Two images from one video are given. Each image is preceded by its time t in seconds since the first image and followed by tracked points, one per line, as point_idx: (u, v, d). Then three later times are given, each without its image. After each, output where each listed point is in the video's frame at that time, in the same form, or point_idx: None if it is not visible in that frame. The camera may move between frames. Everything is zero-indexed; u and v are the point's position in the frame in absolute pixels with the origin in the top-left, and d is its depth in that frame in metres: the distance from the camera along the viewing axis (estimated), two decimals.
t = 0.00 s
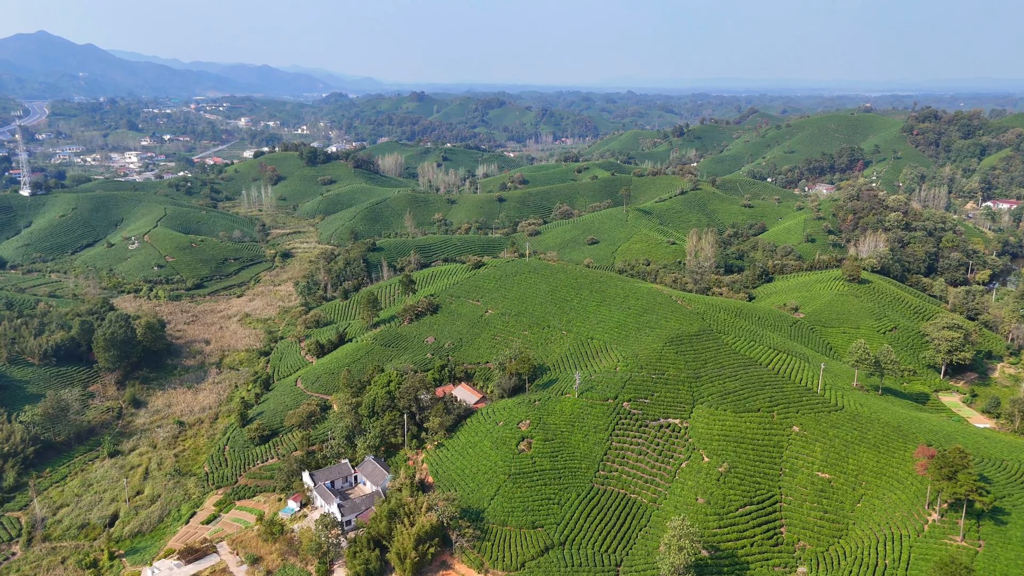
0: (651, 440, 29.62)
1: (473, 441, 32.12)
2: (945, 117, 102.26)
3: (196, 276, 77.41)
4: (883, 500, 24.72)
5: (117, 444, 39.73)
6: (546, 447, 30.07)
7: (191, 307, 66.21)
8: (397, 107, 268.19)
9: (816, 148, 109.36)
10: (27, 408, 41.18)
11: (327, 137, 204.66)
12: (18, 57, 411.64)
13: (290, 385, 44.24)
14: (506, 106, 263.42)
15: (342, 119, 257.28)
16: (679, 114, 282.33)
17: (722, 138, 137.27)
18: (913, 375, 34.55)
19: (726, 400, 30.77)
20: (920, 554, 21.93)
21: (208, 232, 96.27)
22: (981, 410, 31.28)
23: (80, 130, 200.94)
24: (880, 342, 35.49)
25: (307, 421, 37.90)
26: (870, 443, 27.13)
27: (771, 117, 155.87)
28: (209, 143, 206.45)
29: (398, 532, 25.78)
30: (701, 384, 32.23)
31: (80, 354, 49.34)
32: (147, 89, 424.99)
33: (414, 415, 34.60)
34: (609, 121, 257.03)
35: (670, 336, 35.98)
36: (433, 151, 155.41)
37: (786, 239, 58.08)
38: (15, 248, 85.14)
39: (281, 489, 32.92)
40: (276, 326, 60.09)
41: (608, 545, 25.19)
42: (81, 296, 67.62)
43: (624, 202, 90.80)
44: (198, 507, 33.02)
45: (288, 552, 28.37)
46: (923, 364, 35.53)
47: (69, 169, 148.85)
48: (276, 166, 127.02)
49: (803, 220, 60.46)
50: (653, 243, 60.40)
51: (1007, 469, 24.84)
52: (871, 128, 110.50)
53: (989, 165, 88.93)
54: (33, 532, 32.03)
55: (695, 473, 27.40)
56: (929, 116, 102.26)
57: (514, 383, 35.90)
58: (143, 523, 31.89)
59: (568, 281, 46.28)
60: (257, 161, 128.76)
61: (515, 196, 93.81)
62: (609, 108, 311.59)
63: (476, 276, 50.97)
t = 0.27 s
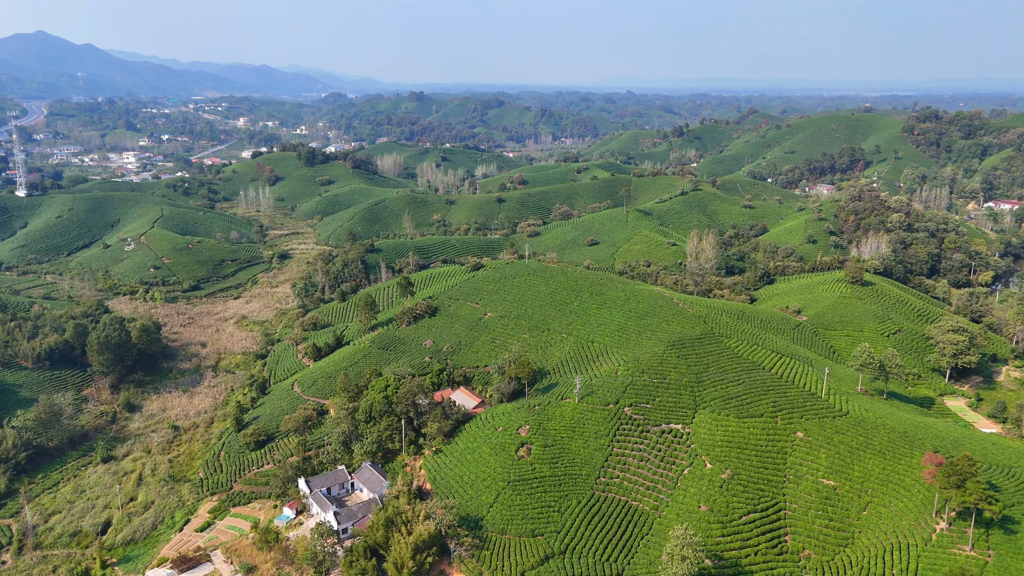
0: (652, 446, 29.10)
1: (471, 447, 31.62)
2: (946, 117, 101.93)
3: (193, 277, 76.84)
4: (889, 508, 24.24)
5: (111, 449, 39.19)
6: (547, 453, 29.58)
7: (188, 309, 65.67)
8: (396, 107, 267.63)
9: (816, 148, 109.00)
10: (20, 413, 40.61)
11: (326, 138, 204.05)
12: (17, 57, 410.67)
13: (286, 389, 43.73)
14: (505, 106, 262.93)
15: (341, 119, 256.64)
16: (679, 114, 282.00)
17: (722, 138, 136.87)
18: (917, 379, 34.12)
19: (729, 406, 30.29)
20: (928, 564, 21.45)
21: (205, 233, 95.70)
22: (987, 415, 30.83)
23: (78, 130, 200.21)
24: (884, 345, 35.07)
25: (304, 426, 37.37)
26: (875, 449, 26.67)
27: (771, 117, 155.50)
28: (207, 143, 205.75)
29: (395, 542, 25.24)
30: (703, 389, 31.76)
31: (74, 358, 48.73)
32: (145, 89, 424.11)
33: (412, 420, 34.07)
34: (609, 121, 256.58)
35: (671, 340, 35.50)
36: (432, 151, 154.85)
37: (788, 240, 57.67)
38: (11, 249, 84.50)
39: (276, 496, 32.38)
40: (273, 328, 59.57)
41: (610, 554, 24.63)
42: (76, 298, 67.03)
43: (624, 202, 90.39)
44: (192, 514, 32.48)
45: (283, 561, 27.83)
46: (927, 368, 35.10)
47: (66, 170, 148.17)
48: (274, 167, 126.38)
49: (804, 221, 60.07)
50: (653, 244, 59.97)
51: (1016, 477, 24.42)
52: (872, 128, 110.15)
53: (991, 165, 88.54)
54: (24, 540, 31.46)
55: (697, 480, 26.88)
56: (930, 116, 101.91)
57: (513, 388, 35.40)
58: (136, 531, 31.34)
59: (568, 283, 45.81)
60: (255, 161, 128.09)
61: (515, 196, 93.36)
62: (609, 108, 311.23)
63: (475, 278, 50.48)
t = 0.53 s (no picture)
0: (654, 452, 28.64)
1: (471, 452, 31.16)
2: (947, 117, 101.57)
3: (190, 279, 76.31)
4: (896, 516, 23.77)
5: (105, 454, 38.69)
6: (547, 459, 29.12)
7: (185, 311, 65.18)
8: (395, 107, 267.15)
9: (817, 149, 108.62)
10: (13, 417, 40.10)
11: (325, 138, 203.52)
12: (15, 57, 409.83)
13: (283, 392, 43.28)
14: (505, 106, 262.47)
15: (340, 119, 256.07)
16: (679, 114, 281.63)
17: (723, 138, 136.47)
18: (923, 383, 33.69)
19: (732, 411, 29.85)
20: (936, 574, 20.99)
21: (203, 234, 95.20)
22: (993, 419, 30.42)
23: (76, 130, 199.55)
24: (889, 349, 34.67)
25: (301, 431, 36.90)
26: (882, 456, 26.22)
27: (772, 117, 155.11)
28: (206, 143, 205.13)
29: (393, 550, 24.77)
30: (706, 393, 31.32)
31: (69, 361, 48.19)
32: (144, 89, 423.37)
33: (410, 425, 33.61)
34: (609, 122, 256.15)
35: (673, 344, 35.05)
36: (431, 151, 154.30)
37: (789, 241, 57.28)
38: (7, 250, 83.94)
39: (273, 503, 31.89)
40: (271, 330, 59.10)
41: (611, 562, 24.12)
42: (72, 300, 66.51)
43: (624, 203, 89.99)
44: (187, 520, 32.00)
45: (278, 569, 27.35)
46: (933, 371, 34.70)
47: (64, 171, 147.61)
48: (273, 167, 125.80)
49: (806, 222, 59.69)
50: (654, 246, 59.54)
51: None
52: (873, 128, 109.75)
53: (993, 166, 88.16)
54: (16, 548, 30.96)
55: (700, 487, 26.41)
56: (931, 117, 101.61)
57: (513, 392, 34.95)
58: (130, 538, 30.85)
59: (568, 285, 45.36)
60: (254, 162, 127.46)
61: (515, 197, 92.92)
62: (609, 108, 310.81)
63: (474, 279, 50.03)
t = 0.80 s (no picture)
0: (657, 458, 28.14)
1: (470, 459, 30.67)
2: (949, 117, 101.17)
3: (187, 280, 75.79)
4: (904, 524, 23.27)
5: (99, 460, 38.17)
6: (547, 466, 28.62)
7: (182, 313, 64.69)
8: (395, 107, 266.65)
9: (818, 149, 108.19)
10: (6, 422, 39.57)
11: (325, 138, 202.96)
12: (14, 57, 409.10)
13: (281, 396, 42.78)
14: (505, 106, 262.01)
15: (340, 119, 255.51)
16: (679, 114, 281.33)
17: (723, 138, 136.04)
18: (928, 387, 33.26)
19: (736, 417, 29.37)
20: None
21: (201, 235, 94.68)
22: (1001, 424, 29.94)
23: (75, 130, 198.91)
24: (894, 353, 34.24)
25: (297, 436, 36.40)
26: (888, 464, 25.75)
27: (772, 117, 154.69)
28: (205, 143, 204.47)
29: (390, 560, 24.26)
30: (709, 399, 30.85)
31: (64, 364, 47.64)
32: (143, 89, 422.58)
33: (408, 431, 33.10)
34: (609, 122, 255.69)
35: (676, 348, 34.58)
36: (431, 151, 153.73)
37: (791, 242, 56.85)
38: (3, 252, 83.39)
39: (269, 510, 31.40)
40: (269, 332, 58.59)
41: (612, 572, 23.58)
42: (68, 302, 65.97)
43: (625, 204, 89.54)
44: (181, 528, 31.49)
45: None
46: (938, 375, 34.28)
47: (62, 171, 147.01)
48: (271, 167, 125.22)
49: (808, 223, 59.27)
50: (655, 247, 59.08)
51: None
52: (874, 128, 109.34)
53: (995, 166, 87.77)
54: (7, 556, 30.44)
55: (704, 494, 25.91)
56: (933, 117, 101.22)
57: (513, 397, 34.46)
58: (123, 546, 30.35)
59: (569, 288, 44.88)
60: (252, 162, 126.86)
61: (514, 197, 92.46)
62: (609, 108, 310.33)
63: (474, 282, 49.55)
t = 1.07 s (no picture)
0: (660, 465, 27.64)
1: (469, 465, 30.17)
2: (951, 118, 100.70)
3: (184, 282, 75.26)
4: (912, 533, 22.81)
5: (93, 465, 37.65)
6: (548, 473, 28.12)
7: (179, 315, 64.19)
8: (395, 107, 266.16)
9: (820, 149, 107.70)
10: None
11: (324, 138, 202.40)
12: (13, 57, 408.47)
13: (277, 400, 42.26)
14: (504, 106, 261.49)
15: (339, 119, 254.95)
16: (679, 114, 280.91)
17: (724, 139, 135.56)
18: (934, 391, 32.83)
19: (740, 423, 28.90)
20: None
21: (199, 236, 94.16)
22: (1008, 429, 29.48)
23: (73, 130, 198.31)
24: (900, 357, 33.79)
25: (294, 441, 35.87)
26: (895, 471, 25.29)
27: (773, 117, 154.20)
28: (204, 143, 203.82)
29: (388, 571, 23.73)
30: (712, 404, 30.39)
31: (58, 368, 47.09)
32: (143, 89, 421.95)
33: (406, 437, 32.57)
34: (609, 122, 255.11)
35: (678, 352, 34.11)
36: (430, 152, 153.08)
37: (793, 243, 56.39)
38: None
39: (265, 518, 30.89)
40: (266, 335, 58.07)
41: None
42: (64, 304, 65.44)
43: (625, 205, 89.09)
44: (176, 536, 30.98)
45: None
46: (944, 379, 33.85)
47: (60, 172, 146.37)
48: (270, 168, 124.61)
49: (810, 224, 58.78)
50: (656, 248, 58.61)
51: None
52: (875, 128, 108.86)
53: (997, 167, 87.31)
54: None
55: (707, 502, 25.43)
56: (934, 117, 100.73)
57: (513, 402, 33.97)
58: (116, 555, 29.85)
59: (569, 290, 44.39)
60: (251, 163, 126.28)
61: (514, 198, 91.94)
62: (609, 108, 309.76)
63: (473, 284, 49.04)
